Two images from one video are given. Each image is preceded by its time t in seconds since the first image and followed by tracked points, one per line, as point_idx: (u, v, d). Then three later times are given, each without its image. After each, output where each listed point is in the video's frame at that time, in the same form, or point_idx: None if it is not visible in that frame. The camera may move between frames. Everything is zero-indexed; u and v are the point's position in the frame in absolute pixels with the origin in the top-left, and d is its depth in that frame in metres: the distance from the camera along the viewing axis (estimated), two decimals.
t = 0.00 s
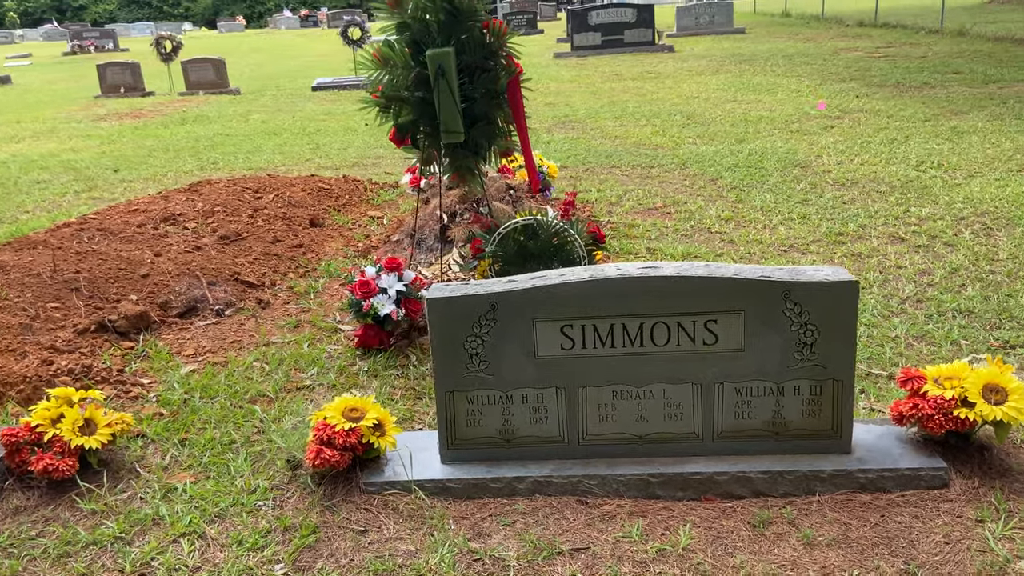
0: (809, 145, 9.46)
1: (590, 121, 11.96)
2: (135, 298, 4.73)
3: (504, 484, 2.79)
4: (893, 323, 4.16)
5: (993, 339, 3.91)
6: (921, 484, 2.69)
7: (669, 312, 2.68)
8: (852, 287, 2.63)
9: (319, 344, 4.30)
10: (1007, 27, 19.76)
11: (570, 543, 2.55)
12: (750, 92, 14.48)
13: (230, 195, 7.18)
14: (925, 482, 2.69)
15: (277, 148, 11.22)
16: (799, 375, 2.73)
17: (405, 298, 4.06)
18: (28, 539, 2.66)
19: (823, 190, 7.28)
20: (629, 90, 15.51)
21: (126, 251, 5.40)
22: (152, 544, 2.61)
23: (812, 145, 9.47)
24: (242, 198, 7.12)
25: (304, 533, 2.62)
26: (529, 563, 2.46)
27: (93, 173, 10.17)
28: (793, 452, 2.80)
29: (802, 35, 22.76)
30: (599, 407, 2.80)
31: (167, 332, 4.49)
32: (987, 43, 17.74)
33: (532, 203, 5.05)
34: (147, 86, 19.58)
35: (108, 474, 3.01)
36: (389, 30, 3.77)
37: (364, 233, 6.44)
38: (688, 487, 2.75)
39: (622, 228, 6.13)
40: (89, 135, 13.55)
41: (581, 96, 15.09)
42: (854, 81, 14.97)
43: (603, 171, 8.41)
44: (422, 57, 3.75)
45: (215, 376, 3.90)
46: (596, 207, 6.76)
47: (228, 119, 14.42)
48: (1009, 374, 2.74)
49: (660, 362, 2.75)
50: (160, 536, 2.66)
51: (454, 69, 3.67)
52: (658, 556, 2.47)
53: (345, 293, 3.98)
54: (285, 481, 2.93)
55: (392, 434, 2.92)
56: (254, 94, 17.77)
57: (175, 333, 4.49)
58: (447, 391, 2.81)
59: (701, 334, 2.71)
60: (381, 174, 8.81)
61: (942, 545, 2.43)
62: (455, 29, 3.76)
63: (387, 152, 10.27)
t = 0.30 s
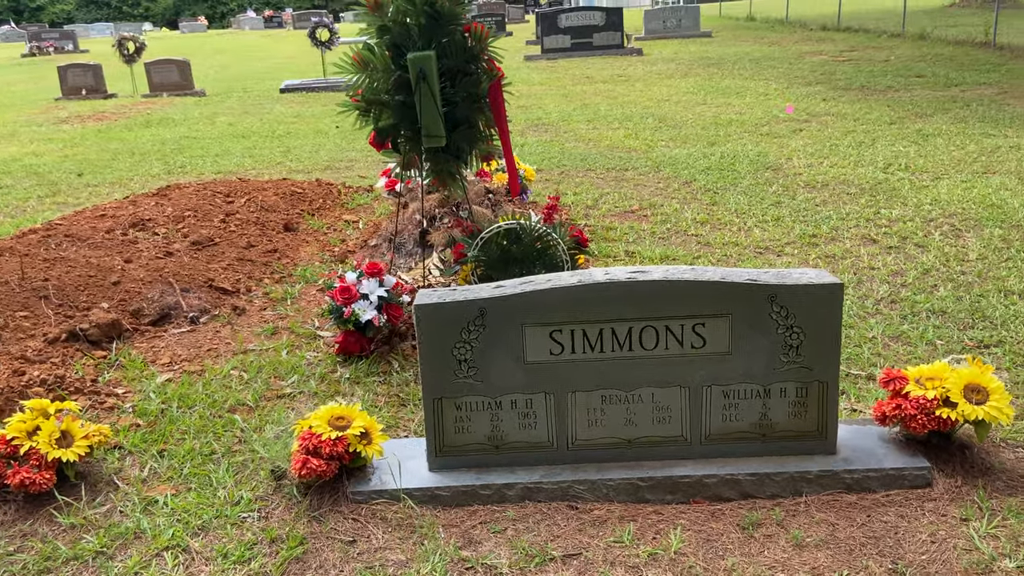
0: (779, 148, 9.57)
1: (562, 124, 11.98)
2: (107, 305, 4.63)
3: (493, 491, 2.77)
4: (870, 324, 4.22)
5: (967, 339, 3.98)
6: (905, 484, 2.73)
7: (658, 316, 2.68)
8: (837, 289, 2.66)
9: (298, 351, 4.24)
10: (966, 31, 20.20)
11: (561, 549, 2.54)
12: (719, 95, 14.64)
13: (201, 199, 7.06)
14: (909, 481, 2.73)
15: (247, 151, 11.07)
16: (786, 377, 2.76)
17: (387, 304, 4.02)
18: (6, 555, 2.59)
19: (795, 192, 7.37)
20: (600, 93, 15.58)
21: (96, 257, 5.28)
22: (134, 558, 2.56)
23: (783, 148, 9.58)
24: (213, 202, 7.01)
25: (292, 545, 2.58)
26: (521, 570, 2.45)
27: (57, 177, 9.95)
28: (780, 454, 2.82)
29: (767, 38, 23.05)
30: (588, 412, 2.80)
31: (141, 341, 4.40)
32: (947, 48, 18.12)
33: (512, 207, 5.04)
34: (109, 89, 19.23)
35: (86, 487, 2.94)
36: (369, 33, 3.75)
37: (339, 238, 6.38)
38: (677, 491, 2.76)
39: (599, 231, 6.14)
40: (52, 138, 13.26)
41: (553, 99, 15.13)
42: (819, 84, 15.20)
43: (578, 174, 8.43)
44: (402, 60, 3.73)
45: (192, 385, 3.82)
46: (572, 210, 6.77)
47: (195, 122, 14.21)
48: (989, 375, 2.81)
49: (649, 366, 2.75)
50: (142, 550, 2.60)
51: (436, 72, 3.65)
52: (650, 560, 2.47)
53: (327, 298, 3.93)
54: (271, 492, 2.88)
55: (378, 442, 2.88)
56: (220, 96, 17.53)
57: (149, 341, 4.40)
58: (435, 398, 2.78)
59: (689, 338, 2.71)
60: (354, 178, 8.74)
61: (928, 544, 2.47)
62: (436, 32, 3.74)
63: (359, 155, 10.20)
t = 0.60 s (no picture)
0: (754, 150, 9.67)
1: (539, 126, 12.01)
2: (83, 310, 4.55)
3: (485, 494, 2.77)
4: (850, 323, 4.28)
5: (945, 337, 4.06)
6: (891, 481, 2.78)
7: (649, 317, 2.70)
8: (825, 290, 2.70)
9: (281, 355, 4.20)
10: (932, 35, 20.56)
11: (556, 551, 2.54)
12: (693, 97, 14.76)
13: (175, 201, 6.95)
14: (895, 478, 2.77)
15: (220, 152, 10.94)
16: (775, 377, 2.79)
17: (372, 307, 4.00)
18: None
19: (771, 193, 7.45)
20: (574, 95, 15.63)
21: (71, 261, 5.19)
22: (123, 567, 2.52)
23: (757, 149, 9.68)
24: (187, 204, 6.90)
25: (284, 551, 2.56)
26: (517, 572, 2.45)
27: (25, 180, 9.75)
28: (769, 453, 2.85)
29: (738, 41, 23.29)
30: (580, 414, 2.81)
31: (119, 346, 4.33)
32: (914, 50, 18.44)
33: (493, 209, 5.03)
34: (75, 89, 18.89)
35: (70, 495, 2.89)
36: (352, 35, 3.74)
37: (318, 240, 6.33)
38: (668, 491, 2.77)
39: (580, 233, 6.16)
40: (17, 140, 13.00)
41: (528, 101, 15.15)
42: (791, 86, 15.39)
43: (556, 176, 8.45)
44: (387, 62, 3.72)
45: (174, 390, 3.76)
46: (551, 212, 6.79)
47: (165, 123, 14.02)
48: (971, 372, 2.87)
49: (641, 367, 2.77)
50: (130, 558, 2.57)
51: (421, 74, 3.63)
52: (645, 560, 2.49)
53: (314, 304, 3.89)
54: (260, 497, 2.85)
55: (369, 447, 2.87)
56: (190, 96, 17.30)
57: (127, 347, 4.33)
58: (427, 401, 2.77)
59: (680, 339, 2.73)
60: (331, 180, 8.68)
61: (916, 540, 2.51)
62: (420, 34, 3.73)
63: (335, 157, 10.12)
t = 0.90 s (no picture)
0: (733, 150, 9.76)
1: (519, 126, 12.02)
2: (65, 312, 4.49)
3: (479, 493, 2.77)
4: (833, 321, 4.34)
5: (926, 334, 4.12)
6: (880, 476, 2.82)
7: (642, 317, 2.72)
8: (814, 288, 2.74)
9: (268, 356, 4.17)
10: (905, 36, 20.85)
11: (552, 549, 2.55)
12: (671, 98, 14.86)
13: (154, 202, 6.87)
14: (883, 473, 2.82)
15: (198, 152, 10.83)
16: (765, 375, 2.83)
17: (360, 308, 3.99)
18: None
19: (751, 193, 7.52)
20: (554, 96, 15.66)
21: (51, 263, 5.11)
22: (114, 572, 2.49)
23: (736, 150, 9.77)
24: (167, 205, 6.82)
25: (278, 554, 2.55)
26: (513, 572, 2.46)
27: None
28: (760, 450, 2.89)
29: (714, 42, 23.46)
30: (573, 413, 2.82)
31: (102, 349, 4.28)
32: (887, 52, 18.70)
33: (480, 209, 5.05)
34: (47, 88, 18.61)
35: (57, 499, 2.85)
36: (340, 34, 3.73)
37: (301, 241, 6.30)
38: (662, 488, 2.80)
39: (563, 233, 6.18)
40: None
41: (507, 101, 15.16)
42: (767, 87, 15.54)
43: (538, 176, 8.47)
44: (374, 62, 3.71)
45: (160, 392, 3.72)
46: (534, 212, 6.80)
47: (140, 123, 13.86)
48: (957, 369, 2.93)
49: (633, 366, 2.79)
50: (122, 563, 2.54)
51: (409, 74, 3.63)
52: (640, 557, 2.51)
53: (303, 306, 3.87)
54: (252, 500, 2.83)
55: (362, 448, 2.86)
56: (166, 96, 17.11)
57: (110, 349, 4.28)
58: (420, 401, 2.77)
59: (672, 338, 2.76)
60: (312, 180, 8.63)
61: (905, 534, 2.55)
62: (408, 34, 3.72)
63: (315, 157, 10.06)
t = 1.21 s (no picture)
0: (716, 151, 9.82)
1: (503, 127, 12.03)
2: (46, 315, 4.45)
3: (466, 495, 2.79)
4: (816, 321, 4.38)
5: (908, 334, 4.17)
6: (863, 475, 2.85)
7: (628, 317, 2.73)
8: (797, 289, 2.78)
9: (252, 358, 4.15)
10: (884, 37, 21.05)
11: (539, 551, 2.56)
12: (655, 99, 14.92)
13: (136, 203, 6.82)
14: (866, 473, 2.85)
15: (180, 153, 10.75)
16: (750, 376, 2.86)
17: (345, 310, 3.98)
18: None
19: (735, 193, 7.57)
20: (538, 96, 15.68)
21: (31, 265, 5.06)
22: None
23: (719, 150, 9.83)
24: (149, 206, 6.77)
25: (264, 557, 2.54)
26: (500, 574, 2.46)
27: None
28: (746, 450, 2.91)
29: (696, 43, 23.57)
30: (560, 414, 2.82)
31: (84, 351, 4.24)
32: (868, 54, 18.87)
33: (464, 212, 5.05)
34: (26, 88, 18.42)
35: (38, 505, 2.82)
36: (326, 36, 3.78)
37: (285, 242, 6.27)
38: (649, 489, 2.81)
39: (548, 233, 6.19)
40: None
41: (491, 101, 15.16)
42: (750, 88, 15.64)
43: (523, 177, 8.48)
44: (360, 63, 3.71)
45: (144, 396, 3.69)
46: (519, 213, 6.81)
47: (121, 123, 13.75)
48: (938, 369, 2.96)
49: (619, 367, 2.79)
50: (106, 568, 2.52)
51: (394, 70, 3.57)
52: (627, 558, 2.52)
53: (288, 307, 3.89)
54: (237, 504, 2.82)
55: (348, 451, 2.85)
56: (147, 96, 16.97)
57: (93, 352, 4.24)
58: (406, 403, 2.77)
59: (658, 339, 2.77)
60: (296, 180, 8.59)
61: (889, 533, 2.58)
62: (393, 35, 3.73)
63: (299, 157, 10.02)
